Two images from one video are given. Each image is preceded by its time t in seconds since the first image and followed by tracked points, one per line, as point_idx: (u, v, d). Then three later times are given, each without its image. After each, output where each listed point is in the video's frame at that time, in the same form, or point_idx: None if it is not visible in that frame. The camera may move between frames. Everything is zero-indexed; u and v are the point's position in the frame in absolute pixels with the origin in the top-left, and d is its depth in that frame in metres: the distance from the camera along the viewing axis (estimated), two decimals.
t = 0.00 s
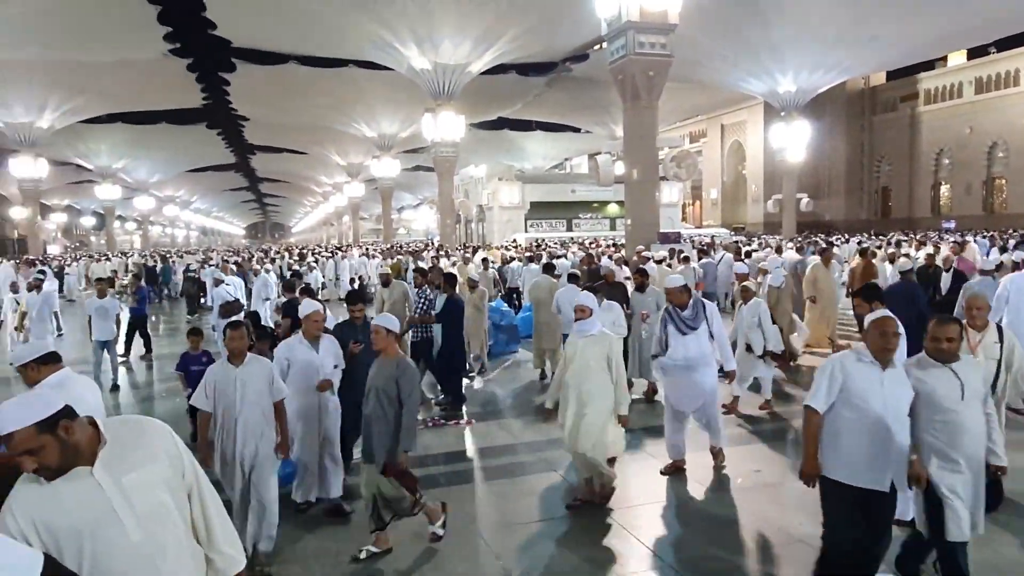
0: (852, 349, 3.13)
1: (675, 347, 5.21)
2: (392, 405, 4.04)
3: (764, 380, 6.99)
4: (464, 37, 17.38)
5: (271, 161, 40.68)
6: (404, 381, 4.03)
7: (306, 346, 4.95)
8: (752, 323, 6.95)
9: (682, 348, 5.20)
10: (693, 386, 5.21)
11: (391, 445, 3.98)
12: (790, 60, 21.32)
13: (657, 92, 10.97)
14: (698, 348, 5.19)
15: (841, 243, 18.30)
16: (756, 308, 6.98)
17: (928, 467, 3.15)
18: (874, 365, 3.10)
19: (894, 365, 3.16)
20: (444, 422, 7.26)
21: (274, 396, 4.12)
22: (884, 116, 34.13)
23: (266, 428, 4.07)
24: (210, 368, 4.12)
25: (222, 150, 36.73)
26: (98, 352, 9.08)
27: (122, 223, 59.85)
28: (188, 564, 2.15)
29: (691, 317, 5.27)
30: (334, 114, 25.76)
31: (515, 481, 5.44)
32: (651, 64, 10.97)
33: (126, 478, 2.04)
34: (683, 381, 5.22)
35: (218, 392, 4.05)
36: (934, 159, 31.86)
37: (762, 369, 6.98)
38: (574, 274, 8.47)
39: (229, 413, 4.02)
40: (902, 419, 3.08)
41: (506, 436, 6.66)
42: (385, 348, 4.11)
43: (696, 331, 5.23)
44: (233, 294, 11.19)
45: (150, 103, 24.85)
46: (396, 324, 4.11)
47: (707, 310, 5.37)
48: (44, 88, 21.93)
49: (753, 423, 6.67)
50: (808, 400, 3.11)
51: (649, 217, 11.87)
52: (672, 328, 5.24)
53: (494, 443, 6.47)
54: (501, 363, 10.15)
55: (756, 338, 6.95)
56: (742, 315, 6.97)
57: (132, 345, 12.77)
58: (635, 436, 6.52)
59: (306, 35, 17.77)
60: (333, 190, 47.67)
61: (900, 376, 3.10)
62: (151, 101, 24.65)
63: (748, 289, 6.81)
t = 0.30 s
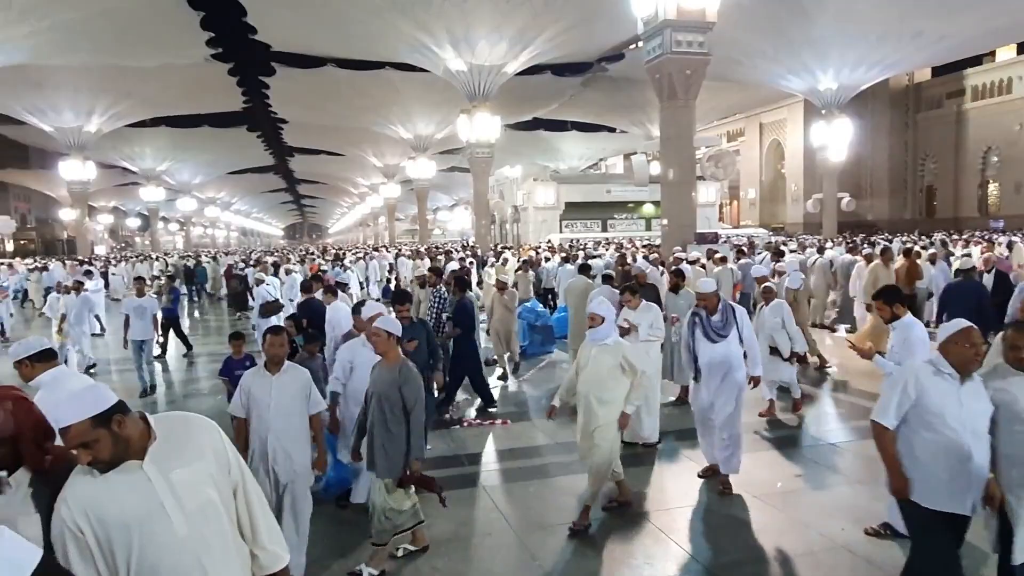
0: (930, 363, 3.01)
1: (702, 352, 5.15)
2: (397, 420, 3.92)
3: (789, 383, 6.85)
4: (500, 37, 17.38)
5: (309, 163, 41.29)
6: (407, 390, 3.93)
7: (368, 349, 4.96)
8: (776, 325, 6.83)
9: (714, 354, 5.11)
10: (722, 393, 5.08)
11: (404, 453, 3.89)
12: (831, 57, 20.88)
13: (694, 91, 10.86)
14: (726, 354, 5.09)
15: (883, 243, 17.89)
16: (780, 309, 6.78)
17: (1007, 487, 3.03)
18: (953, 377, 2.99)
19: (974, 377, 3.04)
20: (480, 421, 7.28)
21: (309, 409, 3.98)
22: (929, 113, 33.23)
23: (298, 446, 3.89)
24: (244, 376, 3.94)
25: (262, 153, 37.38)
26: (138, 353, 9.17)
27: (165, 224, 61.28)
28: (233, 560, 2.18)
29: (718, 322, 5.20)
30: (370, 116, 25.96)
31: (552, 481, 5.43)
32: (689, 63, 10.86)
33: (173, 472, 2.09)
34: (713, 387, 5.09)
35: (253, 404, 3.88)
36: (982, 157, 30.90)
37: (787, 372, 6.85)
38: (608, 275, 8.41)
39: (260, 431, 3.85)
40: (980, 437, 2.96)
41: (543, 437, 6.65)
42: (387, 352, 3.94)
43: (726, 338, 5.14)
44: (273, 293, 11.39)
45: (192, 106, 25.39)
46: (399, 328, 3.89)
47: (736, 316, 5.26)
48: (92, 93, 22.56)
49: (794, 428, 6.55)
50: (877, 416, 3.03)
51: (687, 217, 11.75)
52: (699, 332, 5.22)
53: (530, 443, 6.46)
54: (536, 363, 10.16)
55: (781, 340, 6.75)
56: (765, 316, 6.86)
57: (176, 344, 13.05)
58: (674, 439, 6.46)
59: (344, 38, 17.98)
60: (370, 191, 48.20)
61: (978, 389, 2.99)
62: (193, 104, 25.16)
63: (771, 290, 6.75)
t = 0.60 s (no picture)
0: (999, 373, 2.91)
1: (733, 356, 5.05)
2: (397, 421, 3.90)
3: (807, 391, 6.52)
4: (533, 36, 17.35)
5: (346, 163, 41.79)
6: (408, 393, 3.88)
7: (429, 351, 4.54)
8: (805, 329, 6.63)
9: (747, 359, 5.00)
10: (752, 399, 4.94)
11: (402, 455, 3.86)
12: (872, 52, 20.41)
13: (731, 89, 10.72)
14: (760, 360, 4.97)
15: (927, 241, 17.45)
16: (812, 314, 6.56)
17: None
18: None
19: None
20: (514, 420, 7.31)
21: (342, 418, 3.83)
22: (974, 108, 32.32)
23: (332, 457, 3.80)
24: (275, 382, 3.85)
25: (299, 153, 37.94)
26: (177, 351, 9.28)
27: (205, 224, 62.48)
28: (279, 555, 2.25)
29: (753, 326, 5.00)
30: (404, 117, 26.13)
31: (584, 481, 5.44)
32: (726, 60, 10.73)
33: (222, 466, 2.16)
34: (744, 392, 4.98)
35: (278, 410, 3.81)
36: None
37: (808, 379, 6.55)
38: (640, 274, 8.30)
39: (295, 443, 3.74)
40: None
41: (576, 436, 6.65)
42: (391, 354, 3.92)
43: (758, 343, 4.98)
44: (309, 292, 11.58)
45: (231, 109, 25.84)
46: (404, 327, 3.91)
47: (772, 320, 5.05)
48: (136, 97, 23.11)
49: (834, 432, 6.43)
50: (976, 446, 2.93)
51: (723, 216, 11.61)
52: (733, 331, 5.13)
53: (563, 442, 6.48)
54: (570, 363, 10.17)
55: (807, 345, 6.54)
56: (795, 319, 6.66)
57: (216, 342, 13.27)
58: (710, 440, 6.40)
59: (379, 39, 18.13)
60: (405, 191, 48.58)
61: None
62: (232, 106, 25.62)
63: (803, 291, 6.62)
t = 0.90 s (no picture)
0: None
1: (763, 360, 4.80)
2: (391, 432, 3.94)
3: (833, 394, 6.37)
4: (565, 35, 17.29)
5: (378, 163, 42.15)
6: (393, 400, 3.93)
7: (479, 356, 4.33)
8: (832, 333, 6.60)
9: (777, 364, 4.79)
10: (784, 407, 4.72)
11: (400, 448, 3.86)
12: (911, 48, 19.96)
13: (766, 86, 10.57)
14: (790, 366, 4.78)
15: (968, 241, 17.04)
16: (838, 316, 6.57)
17: None
18: None
19: None
20: (542, 420, 7.27)
21: (371, 422, 3.55)
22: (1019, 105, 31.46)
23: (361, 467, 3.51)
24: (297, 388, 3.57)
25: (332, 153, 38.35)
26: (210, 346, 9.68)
27: (240, 223, 63.48)
28: (321, 552, 2.27)
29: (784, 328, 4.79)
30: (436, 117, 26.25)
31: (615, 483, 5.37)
32: (760, 57, 10.59)
33: (272, 461, 2.19)
34: (773, 398, 4.73)
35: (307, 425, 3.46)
36: None
37: (835, 382, 6.42)
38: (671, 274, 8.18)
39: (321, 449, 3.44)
40: None
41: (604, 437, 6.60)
42: (383, 358, 3.99)
43: (790, 348, 4.78)
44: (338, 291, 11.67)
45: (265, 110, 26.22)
46: (393, 332, 4.04)
47: (803, 323, 4.88)
48: (174, 99, 23.55)
49: (872, 436, 6.30)
50: None
51: (756, 215, 11.46)
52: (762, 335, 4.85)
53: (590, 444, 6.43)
54: (599, 363, 10.15)
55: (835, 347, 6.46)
56: (821, 321, 6.63)
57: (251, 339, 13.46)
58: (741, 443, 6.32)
59: (412, 39, 18.22)
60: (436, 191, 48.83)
61: None
62: (267, 107, 25.96)
63: (831, 296, 6.65)
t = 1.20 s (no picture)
0: None
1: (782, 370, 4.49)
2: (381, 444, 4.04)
3: (861, 403, 6.26)
4: (593, 35, 17.23)
5: (406, 164, 42.42)
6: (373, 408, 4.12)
7: (527, 360, 4.16)
8: (852, 338, 6.28)
9: (799, 373, 4.48)
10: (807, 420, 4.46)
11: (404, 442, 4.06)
12: (948, 45, 19.58)
13: (797, 84, 10.43)
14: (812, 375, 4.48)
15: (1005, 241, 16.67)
16: (859, 320, 6.24)
17: None
18: None
19: None
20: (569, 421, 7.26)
21: (417, 440, 3.46)
22: None
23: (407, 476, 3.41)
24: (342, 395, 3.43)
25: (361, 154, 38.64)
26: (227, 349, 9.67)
27: (270, 223, 64.29)
28: (356, 552, 2.29)
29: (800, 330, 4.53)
30: (464, 117, 26.32)
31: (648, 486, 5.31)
32: (792, 55, 10.45)
33: (314, 457, 2.23)
34: (796, 413, 4.44)
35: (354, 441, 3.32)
36: None
37: (861, 391, 6.27)
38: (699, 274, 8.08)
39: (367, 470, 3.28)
40: None
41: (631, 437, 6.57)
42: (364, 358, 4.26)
43: (811, 354, 4.50)
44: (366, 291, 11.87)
45: (295, 111, 26.51)
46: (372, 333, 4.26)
47: (821, 329, 4.59)
48: (206, 100, 23.89)
49: (906, 440, 6.18)
50: None
51: (787, 215, 11.31)
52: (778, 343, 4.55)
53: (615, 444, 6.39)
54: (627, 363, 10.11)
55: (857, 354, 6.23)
56: (841, 327, 6.33)
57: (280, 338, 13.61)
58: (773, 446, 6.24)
59: (440, 40, 18.31)
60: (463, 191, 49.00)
61: None
62: (297, 108, 26.25)
63: (851, 299, 6.31)
